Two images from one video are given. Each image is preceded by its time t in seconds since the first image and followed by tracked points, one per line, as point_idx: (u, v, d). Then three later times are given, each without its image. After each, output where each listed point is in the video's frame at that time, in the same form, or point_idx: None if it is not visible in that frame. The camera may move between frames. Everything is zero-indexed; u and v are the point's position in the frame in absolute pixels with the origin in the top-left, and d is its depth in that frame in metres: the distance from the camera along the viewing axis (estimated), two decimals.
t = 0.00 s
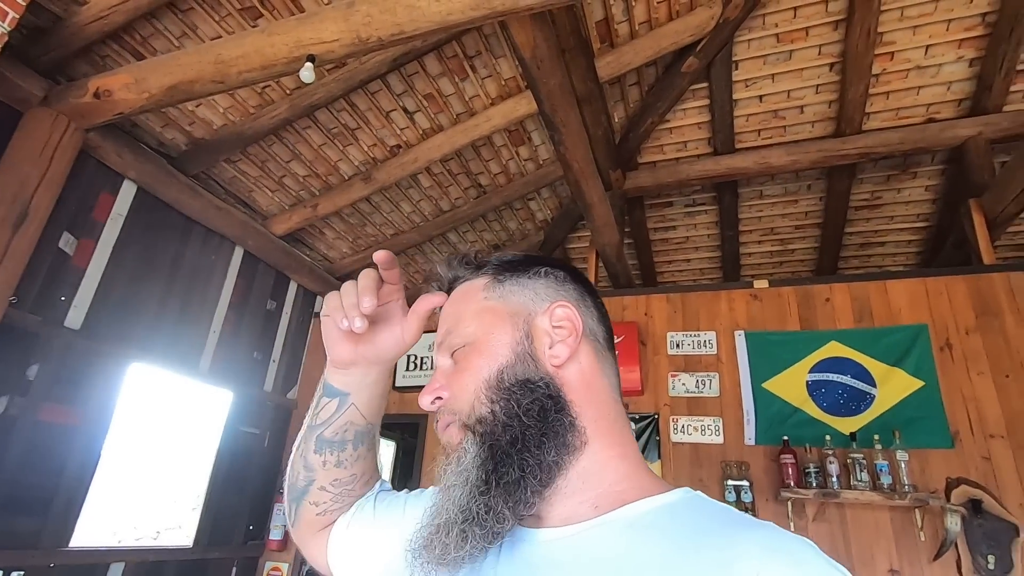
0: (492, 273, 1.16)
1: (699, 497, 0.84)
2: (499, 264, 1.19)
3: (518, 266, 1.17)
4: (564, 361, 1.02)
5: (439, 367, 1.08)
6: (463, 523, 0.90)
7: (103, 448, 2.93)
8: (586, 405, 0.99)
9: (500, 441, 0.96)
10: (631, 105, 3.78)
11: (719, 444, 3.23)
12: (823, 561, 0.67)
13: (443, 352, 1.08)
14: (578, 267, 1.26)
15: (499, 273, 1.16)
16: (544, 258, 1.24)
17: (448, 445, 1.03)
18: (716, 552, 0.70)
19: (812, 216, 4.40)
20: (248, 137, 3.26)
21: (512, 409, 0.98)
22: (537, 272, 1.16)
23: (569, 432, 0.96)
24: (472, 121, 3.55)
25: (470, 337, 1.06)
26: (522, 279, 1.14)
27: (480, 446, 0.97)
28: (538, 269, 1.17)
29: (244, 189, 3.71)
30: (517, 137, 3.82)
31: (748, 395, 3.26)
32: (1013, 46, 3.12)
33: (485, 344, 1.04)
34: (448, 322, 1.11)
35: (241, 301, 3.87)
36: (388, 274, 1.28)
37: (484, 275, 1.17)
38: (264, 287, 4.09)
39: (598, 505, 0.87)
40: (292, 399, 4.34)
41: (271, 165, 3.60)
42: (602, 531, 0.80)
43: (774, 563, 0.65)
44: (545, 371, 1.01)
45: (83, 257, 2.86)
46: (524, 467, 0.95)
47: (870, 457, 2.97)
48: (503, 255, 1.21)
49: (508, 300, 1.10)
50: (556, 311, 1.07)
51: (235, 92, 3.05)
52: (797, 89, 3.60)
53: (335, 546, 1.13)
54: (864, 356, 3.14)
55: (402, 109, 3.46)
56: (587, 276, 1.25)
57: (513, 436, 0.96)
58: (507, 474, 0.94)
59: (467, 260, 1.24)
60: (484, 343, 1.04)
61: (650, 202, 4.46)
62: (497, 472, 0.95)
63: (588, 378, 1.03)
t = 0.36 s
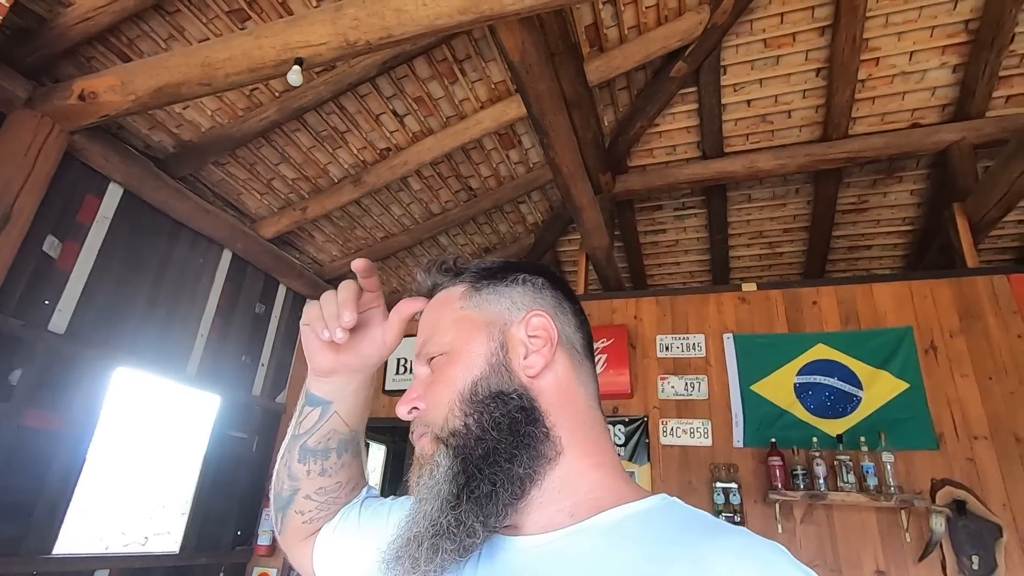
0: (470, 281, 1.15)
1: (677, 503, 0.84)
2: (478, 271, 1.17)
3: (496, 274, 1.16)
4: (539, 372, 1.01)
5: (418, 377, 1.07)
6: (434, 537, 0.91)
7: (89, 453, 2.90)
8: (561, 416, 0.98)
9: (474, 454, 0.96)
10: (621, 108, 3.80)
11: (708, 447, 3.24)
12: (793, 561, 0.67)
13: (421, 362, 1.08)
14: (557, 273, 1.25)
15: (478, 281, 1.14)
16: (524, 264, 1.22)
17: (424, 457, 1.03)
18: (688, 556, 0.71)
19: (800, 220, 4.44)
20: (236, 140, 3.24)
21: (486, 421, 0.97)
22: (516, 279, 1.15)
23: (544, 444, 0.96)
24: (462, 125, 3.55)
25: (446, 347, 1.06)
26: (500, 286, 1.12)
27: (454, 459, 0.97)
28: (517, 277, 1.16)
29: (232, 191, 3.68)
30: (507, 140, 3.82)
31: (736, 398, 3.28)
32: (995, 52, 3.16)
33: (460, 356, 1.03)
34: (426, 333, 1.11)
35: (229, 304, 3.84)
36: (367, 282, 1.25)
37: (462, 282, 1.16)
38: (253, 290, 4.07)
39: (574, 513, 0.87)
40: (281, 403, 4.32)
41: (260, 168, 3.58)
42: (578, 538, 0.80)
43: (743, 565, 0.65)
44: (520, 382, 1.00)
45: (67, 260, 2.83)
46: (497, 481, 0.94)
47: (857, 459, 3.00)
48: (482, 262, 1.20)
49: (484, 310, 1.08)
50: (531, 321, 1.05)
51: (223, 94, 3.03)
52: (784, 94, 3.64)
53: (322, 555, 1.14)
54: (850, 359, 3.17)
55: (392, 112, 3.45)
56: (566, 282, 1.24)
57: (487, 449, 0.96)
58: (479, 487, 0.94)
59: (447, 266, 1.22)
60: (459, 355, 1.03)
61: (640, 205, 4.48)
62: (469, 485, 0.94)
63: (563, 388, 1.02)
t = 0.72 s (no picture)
0: (466, 287, 1.15)
1: (674, 502, 0.84)
2: (472, 277, 1.18)
3: (491, 280, 1.16)
4: (539, 378, 1.01)
5: (416, 386, 1.07)
6: (438, 549, 0.90)
7: (86, 458, 2.89)
8: (561, 422, 0.98)
9: (476, 463, 0.96)
10: (617, 110, 3.81)
11: (707, 447, 3.25)
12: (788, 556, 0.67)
13: (420, 371, 1.07)
14: (552, 277, 1.25)
15: (473, 288, 1.14)
16: (519, 270, 1.23)
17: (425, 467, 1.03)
18: (684, 553, 0.71)
19: (796, 220, 4.45)
20: (233, 143, 3.23)
21: (487, 429, 0.97)
22: (511, 285, 1.15)
23: (545, 451, 0.95)
24: (458, 127, 3.55)
25: (444, 355, 1.05)
26: (497, 293, 1.13)
27: (456, 469, 0.96)
28: (512, 282, 1.16)
29: (229, 195, 3.67)
30: (504, 142, 3.82)
31: (734, 398, 3.29)
32: (989, 51, 3.18)
33: (459, 363, 1.03)
34: (423, 342, 1.10)
35: (226, 308, 3.84)
36: (363, 292, 1.26)
37: (457, 289, 1.16)
38: (250, 293, 4.06)
39: (573, 518, 0.87)
40: (279, 407, 4.31)
41: (256, 171, 3.57)
42: (576, 542, 0.80)
43: (739, 562, 0.65)
44: (520, 389, 1.00)
45: (63, 265, 2.82)
46: (499, 489, 0.94)
47: (855, 458, 3.01)
48: (476, 268, 1.20)
49: (482, 316, 1.08)
50: (529, 327, 1.05)
51: (218, 98, 3.02)
52: (780, 94, 3.65)
53: (329, 562, 1.14)
54: (848, 358, 3.18)
55: (388, 115, 3.45)
56: (561, 287, 1.24)
57: (489, 458, 0.95)
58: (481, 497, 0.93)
59: (439, 272, 1.22)
60: (457, 363, 1.03)
61: (637, 206, 4.48)
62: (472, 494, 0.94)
63: (564, 394, 1.02)
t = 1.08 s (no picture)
0: (476, 277, 1.16)
1: (685, 497, 0.85)
2: (482, 267, 1.19)
3: (502, 270, 1.17)
4: (551, 375, 1.02)
5: (426, 378, 1.08)
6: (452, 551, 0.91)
7: (79, 459, 2.87)
8: (574, 419, 0.99)
9: (489, 460, 0.97)
10: (613, 110, 3.82)
11: (702, 446, 3.26)
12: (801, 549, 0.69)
13: (429, 362, 1.08)
14: (563, 268, 1.26)
15: (484, 278, 1.16)
16: (529, 260, 1.24)
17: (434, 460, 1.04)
18: (698, 545, 0.72)
19: (791, 221, 4.48)
20: (229, 142, 3.21)
21: (499, 425, 0.98)
22: (524, 276, 1.16)
23: (557, 449, 0.96)
24: (455, 126, 3.55)
25: (455, 347, 1.06)
26: (509, 284, 1.13)
27: (467, 464, 0.98)
28: (524, 273, 1.17)
29: (224, 194, 3.66)
30: (500, 142, 3.82)
31: (730, 398, 3.30)
32: (981, 54, 3.21)
33: (470, 357, 1.04)
34: (432, 333, 1.11)
35: (221, 307, 3.82)
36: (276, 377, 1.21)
37: (468, 278, 1.17)
38: (245, 293, 4.05)
39: (584, 516, 0.87)
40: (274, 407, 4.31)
41: (252, 170, 3.56)
42: (589, 538, 0.80)
43: (754, 553, 0.66)
44: (532, 386, 1.01)
45: (57, 264, 2.80)
46: (510, 488, 0.95)
47: (849, 457, 3.03)
48: (487, 257, 1.21)
49: (494, 310, 1.09)
50: (542, 322, 1.06)
51: (214, 96, 3.01)
52: (775, 96, 3.67)
53: None
54: (842, 358, 3.21)
55: (385, 114, 3.44)
56: (573, 279, 1.25)
57: (501, 455, 0.96)
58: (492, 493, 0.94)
59: (446, 258, 1.26)
60: (469, 356, 1.04)
61: (633, 206, 4.50)
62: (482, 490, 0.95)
63: (576, 390, 1.02)
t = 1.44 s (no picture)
0: (471, 252, 1.18)
1: (660, 474, 0.88)
2: (479, 242, 1.21)
3: (499, 246, 1.19)
4: (539, 358, 1.03)
5: (415, 351, 1.11)
6: (428, 525, 0.97)
7: (74, 461, 2.86)
8: (558, 403, 0.99)
9: (471, 438, 0.99)
10: (609, 114, 3.85)
11: (696, 448, 3.28)
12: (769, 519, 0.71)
13: (419, 335, 1.11)
14: (563, 249, 1.28)
15: (479, 254, 1.17)
16: (526, 237, 1.25)
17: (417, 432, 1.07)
18: (670, 520, 0.74)
19: (784, 225, 4.52)
20: (226, 144, 3.23)
21: (482, 403, 1.00)
22: (521, 255, 1.17)
23: (539, 431, 0.96)
24: (452, 130, 3.57)
25: (444, 323, 1.09)
26: (504, 263, 1.15)
27: (449, 439, 1.01)
28: (520, 251, 1.18)
29: (222, 196, 3.67)
30: (497, 146, 3.85)
31: (724, 399, 3.33)
32: (971, 61, 3.26)
33: (459, 334, 1.06)
34: (425, 305, 1.14)
35: (218, 309, 3.84)
36: None
37: (464, 252, 1.20)
38: (242, 295, 4.06)
39: (563, 498, 0.89)
40: (271, 409, 4.33)
41: (249, 172, 3.57)
42: (567, 519, 0.82)
43: (723, 525, 0.69)
44: (518, 367, 1.02)
45: (54, 265, 2.81)
46: (490, 468, 0.97)
47: (842, 458, 3.05)
48: (485, 232, 1.23)
49: (486, 288, 1.11)
50: (534, 304, 1.08)
51: (213, 98, 3.03)
52: (769, 101, 3.71)
53: None
54: (834, 360, 3.24)
55: (382, 117, 3.46)
56: (571, 261, 1.26)
57: (482, 432, 0.99)
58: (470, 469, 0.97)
59: (443, 231, 1.29)
60: (457, 333, 1.06)
61: (628, 210, 4.53)
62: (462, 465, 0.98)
63: (562, 374, 1.04)
